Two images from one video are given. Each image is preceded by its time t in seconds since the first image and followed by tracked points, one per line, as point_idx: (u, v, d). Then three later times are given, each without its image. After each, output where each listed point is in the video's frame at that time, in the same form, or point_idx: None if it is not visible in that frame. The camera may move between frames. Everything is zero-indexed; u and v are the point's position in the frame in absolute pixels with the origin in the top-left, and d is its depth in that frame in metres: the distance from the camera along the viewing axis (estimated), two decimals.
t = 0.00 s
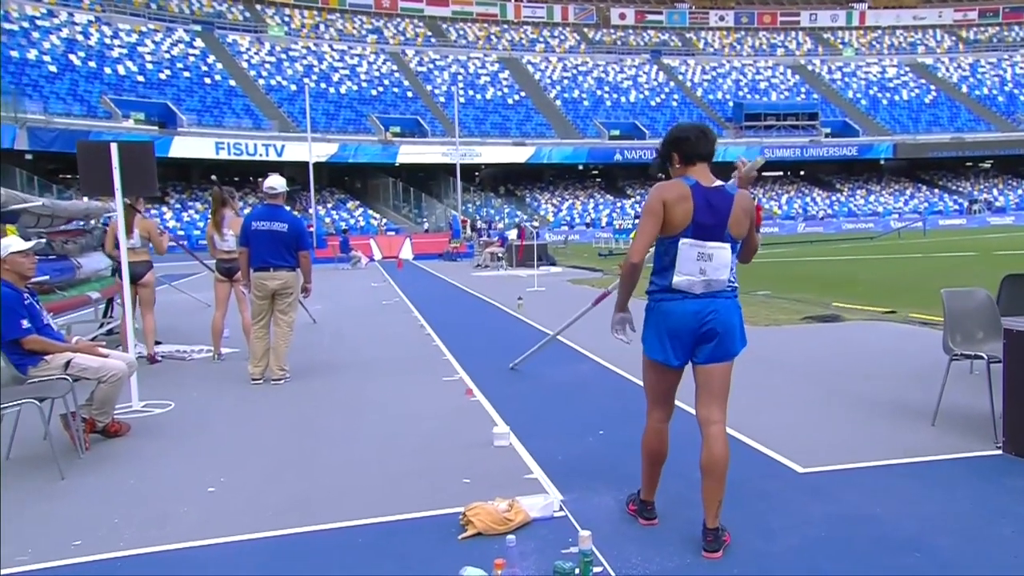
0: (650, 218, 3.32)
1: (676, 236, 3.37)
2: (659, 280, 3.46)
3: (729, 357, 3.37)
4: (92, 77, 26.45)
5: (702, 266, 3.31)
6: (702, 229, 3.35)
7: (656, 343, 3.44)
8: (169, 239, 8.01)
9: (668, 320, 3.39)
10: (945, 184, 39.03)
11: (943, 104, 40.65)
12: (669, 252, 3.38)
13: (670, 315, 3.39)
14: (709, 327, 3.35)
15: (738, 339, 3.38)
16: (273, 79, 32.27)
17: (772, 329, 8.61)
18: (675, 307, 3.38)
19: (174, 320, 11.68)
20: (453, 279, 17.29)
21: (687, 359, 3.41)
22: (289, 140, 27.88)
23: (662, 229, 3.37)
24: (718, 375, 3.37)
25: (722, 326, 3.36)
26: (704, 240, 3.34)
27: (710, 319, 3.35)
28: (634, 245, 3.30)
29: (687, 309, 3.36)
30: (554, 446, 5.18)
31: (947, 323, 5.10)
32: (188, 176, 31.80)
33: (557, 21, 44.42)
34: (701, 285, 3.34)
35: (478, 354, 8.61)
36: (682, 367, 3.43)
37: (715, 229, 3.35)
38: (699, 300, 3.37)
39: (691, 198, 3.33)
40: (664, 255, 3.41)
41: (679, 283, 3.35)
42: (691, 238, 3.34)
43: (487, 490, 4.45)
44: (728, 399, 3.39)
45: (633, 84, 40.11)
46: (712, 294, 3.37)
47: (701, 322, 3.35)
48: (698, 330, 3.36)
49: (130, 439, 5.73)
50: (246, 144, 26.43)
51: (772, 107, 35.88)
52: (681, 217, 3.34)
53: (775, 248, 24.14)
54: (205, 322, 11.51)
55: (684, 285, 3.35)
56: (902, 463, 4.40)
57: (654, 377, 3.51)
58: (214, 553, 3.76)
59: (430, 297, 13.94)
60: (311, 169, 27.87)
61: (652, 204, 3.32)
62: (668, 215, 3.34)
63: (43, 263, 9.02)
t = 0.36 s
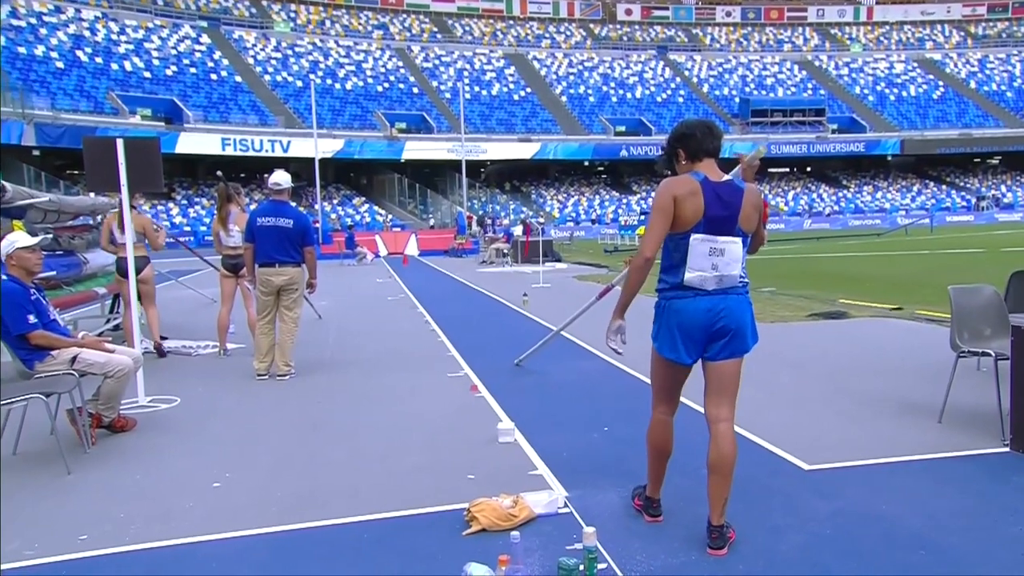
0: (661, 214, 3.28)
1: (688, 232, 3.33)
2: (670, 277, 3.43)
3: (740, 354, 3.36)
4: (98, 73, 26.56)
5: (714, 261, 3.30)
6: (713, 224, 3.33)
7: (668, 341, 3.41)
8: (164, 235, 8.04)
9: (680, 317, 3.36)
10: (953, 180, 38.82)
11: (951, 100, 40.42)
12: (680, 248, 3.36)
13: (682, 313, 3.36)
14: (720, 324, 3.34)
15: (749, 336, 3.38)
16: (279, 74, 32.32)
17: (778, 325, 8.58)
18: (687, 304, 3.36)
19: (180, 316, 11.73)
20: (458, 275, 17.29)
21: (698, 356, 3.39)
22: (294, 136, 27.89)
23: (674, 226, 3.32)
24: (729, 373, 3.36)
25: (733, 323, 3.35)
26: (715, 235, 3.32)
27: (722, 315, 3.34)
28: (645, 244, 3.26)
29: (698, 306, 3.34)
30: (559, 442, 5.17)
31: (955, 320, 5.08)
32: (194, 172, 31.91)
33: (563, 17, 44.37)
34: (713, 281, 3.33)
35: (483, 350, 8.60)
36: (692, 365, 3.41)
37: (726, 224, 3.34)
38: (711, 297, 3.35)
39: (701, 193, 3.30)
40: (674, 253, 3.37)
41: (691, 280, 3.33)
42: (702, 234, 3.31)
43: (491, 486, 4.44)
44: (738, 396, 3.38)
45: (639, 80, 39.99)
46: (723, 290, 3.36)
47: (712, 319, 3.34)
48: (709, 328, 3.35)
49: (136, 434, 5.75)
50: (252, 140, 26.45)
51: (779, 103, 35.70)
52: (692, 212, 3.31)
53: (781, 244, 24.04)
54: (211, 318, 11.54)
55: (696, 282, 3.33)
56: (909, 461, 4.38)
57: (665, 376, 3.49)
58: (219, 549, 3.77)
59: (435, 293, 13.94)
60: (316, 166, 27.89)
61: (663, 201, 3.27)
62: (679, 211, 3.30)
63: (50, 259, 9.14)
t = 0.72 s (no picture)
0: (668, 215, 3.28)
1: (693, 232, 3.33)
2: (673, 275, 3.42)
3: (742, 353, 3.36)
4: (104, 70, 26.58)
5: (718, 261, 3.30)
6: (719, 225, 3.33)
7: (671, 339, 3.41)
8: (168, 230, 8.04)
9: (685, 317, 3.36)
10: (958, 179, 38.69)
11: (957, 99, 40.25)
12: (685, 247, 3.35)
13: (688, 312, 3.36)
14: (722, 323, 3.34)
15: (752, 335, 3.37)
16: (284, 72, 32.34)
17: (783, 325, 8.56)
18: (691, 303, 3.36)
19: (185, 313, 11.77)
20: (462, 273, 17.29)
21: (700, 354, 3.39)
22: (299, 134, 27.84)
23: (680, 227, 3.32)
24: (730, 371, 3.35)
25: (735, 322, 3.34)
26: (720, 235, 3.32)
27: (725, 314, 3.34)
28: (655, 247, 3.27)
29: (702, 304, 3.34)
30: (563, 441, 5.18)
31: (961, 320, 5.07)
32: (198, 169, 31.97)
33: (567, 15, 44.35)
34: (716, 280, 3.33)
35: (488, 348, 8.59)
36: (694, 362, 3.41)
37: (731, 224, 3.34)
38: (715, 297, 3.35)
39: (707, 193, 3.30)
40: (679, 252, 3.37)
41: (695, 281, 3.33)
42: (707, 233, 3.31)
43: (496, 484, 4.45)
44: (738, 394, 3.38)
45: (644, 78, 39.91)
46: (728, 290, 3.36)
47: (717, 317, 3.34)
48: (712, 326, 3.34)
49: (141, 430, 5.76)
50: (257, 137, 26.48)
51: (784, 102, 35.55)
52: (698, 213, 3.30)
53: (786, 243, 23.97)
54: (215, 315, 11.56)
55: (699, 281, 3.33)
56: (914, 462, 4.36)
57: (667, 373, 3.50)
58: (225, 546, 3.78)
59: (440, 291, 13.95)
60: (320, 164, 27.87)
61: (669, 202, 3.27)
62: (686, 211, 3.30)
63: (55, 257, 9.17)
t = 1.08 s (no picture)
0: (679, 216, 3.27)
1: (705, 232, 3.32)
2: (686, 277, 3.42)
3: (755, 355, 3.36)
4: (111, 69, 26.64)
5: (732, 261, 3.29)
6: (731, 225, 3.33)
7: (684, 341, 3.40)
8: (177, 230, 8.10)
9: (698, 318, 3.35)
10: (965, 182, 38.57)
11: (964, 101, 40.06)
12: (697, 248, 3.35)
13: (701, 313, 3.35)
14: (735, 324, 3.33)
15: (764, 337, 3.37)
16: (290, 72, 32.36)
17: (789, 327, 8.53)
18: (704, 304, 3.35)
19: (190, 311, 11.80)
20: (466, 273, 17.30)
21: (712, 356, 3.38)
22: (305, 134, 27.85)
23: (692, 227, 3.32)
24: (743, 374, 3.35)
25: (747, 324, 3.34)
26: (733, 235, 3.32)
27: (738, 314, 3.34)
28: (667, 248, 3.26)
29: (714, 305, 3.34)
30: (568, 442, 5.18)
31: (968, 323, 5.04)
32: (205, 168, 32.02)
33: (573, 15, 44.34)
34: (730, 281, 3.32)
35: (493, 349, 8.60)
36: (705, 364, 3.40)
37: (743, 223, 3.34)
38: (728, 297, 3.35)
39: (718, 193, 3.30)
40: (691, 254, 3.36)
41: (708, 282, 3.32)
42: (719, 233, 3.31)
43: (501, 485, 4.45)
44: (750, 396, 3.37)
45: (650, 79, 39.84)
46: (741, 291, 3.35)
47: (729, 318, 3.33)
48: (724, 327, 3.34)
49: (148, 429, 5.78)
50: (263, 137, 26.50)
51: (790, 103, 35.44)
52: (710, 214, 3.30)
53: (791, 245, 23.94)
54: (220, 314, 11.58)
55: (713, 282, 3.32)
56: (921, 465, 4.35)
57: (678, 375, 3.49)
58: (231, 545, 3.79)
59: (445, 292, 13.96)
60: (326, 163, 27.88)
61: (681, 202, 3.27)
62: (697, 212, 3.29)
63: (63, 254, 9.16)
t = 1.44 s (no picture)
0: (682, 218, 3.27)
1: (708, 235, 3.32)
2: (689, 278, 3.41)
3: (758, 356, 3.34)
4: (118, 68, 26.66)
5: (735, 263, 3.29)
6: (734, 227, 3.31)
7: (687, 342, 3.39)
8: (189, 229, 8.16)
9: (700, 319, 3.35)
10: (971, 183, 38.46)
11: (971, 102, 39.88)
12: (700, 249, 3.34)
13: (703, 314, 3.34)
14: (738, 325, 3.32)
15: (768, 339, 3.36)
16: (296, 71, 32.41)
17: (794, 329, 8.51)
18: (707, 305, 3.34)
19: (197, 310, 11.83)
20: (471, 273, 17.32)
21: (715, 357, 3.37)
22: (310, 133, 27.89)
23: (695, 228, 3.31)
24: (745, 376, 3.34)
25: (751, 326, 3.33)
26: (736, 237, 3.31)
27: (741, 316, 3.33)
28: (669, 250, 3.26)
29: (717, 307, 3.33)
30: (573, 442, 5.17)
31: (975, 325, 5.01)
32: (210, 167, 32.10)
33: (579, 15, 44.41)
34: (733, 282, 3.32)
35: (497, 348, 8.59)
36: (708, 365, 3.39)
37: (746, 226, 3.33)
38: (730, 299, 3.34)
39: (721, 195, 3.29)
40: (694, 255, 3.35)
41: (711, 283, 3.32)
42: (723, 236, 3.30)
43: (505, 485, 4.45)
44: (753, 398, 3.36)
45: (655, 79, 39.82)
46: (744, 292, 3.34)
47: (732, 319, 3.33)
48: (727, 328, 3.33)
49: (153, 427, 5.80)
50: (268, 136, 26.53)
51: (796, 104, 35.38)
52: (713, 216, 3.29)
53: (796, 246, 23.91)
54: (226, 312, 11.61)
55: (716, 284, 3.31)
56: (927, 468, 4.33)
57: (681, 376, 3.48)
58: (237, 544, 3.79)
59: (450, 291, 13.98)
60: (332, 162, 27.91)
61: (684, 204, 3.27)
62: (700, 214, 3.29)
63: (70, 252, 9.12)
